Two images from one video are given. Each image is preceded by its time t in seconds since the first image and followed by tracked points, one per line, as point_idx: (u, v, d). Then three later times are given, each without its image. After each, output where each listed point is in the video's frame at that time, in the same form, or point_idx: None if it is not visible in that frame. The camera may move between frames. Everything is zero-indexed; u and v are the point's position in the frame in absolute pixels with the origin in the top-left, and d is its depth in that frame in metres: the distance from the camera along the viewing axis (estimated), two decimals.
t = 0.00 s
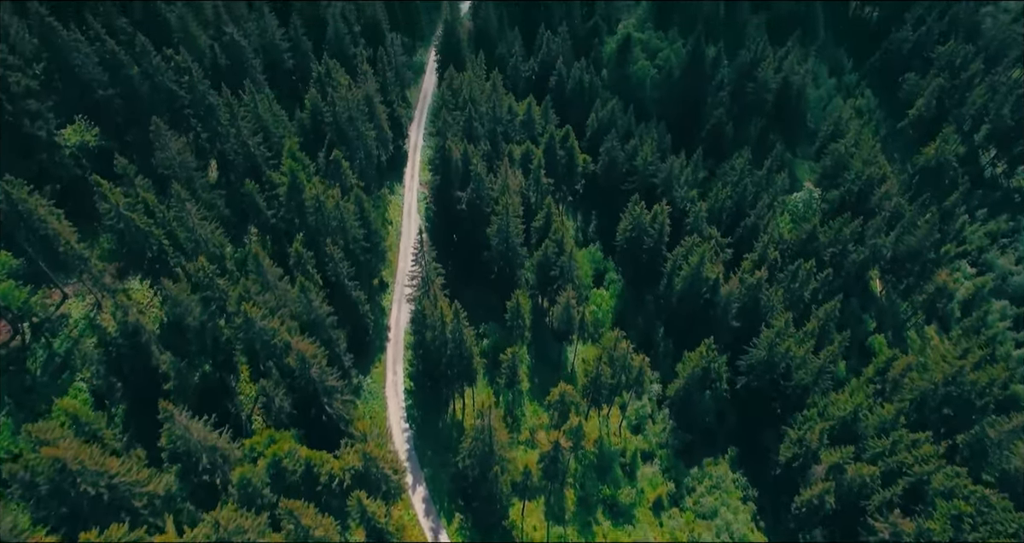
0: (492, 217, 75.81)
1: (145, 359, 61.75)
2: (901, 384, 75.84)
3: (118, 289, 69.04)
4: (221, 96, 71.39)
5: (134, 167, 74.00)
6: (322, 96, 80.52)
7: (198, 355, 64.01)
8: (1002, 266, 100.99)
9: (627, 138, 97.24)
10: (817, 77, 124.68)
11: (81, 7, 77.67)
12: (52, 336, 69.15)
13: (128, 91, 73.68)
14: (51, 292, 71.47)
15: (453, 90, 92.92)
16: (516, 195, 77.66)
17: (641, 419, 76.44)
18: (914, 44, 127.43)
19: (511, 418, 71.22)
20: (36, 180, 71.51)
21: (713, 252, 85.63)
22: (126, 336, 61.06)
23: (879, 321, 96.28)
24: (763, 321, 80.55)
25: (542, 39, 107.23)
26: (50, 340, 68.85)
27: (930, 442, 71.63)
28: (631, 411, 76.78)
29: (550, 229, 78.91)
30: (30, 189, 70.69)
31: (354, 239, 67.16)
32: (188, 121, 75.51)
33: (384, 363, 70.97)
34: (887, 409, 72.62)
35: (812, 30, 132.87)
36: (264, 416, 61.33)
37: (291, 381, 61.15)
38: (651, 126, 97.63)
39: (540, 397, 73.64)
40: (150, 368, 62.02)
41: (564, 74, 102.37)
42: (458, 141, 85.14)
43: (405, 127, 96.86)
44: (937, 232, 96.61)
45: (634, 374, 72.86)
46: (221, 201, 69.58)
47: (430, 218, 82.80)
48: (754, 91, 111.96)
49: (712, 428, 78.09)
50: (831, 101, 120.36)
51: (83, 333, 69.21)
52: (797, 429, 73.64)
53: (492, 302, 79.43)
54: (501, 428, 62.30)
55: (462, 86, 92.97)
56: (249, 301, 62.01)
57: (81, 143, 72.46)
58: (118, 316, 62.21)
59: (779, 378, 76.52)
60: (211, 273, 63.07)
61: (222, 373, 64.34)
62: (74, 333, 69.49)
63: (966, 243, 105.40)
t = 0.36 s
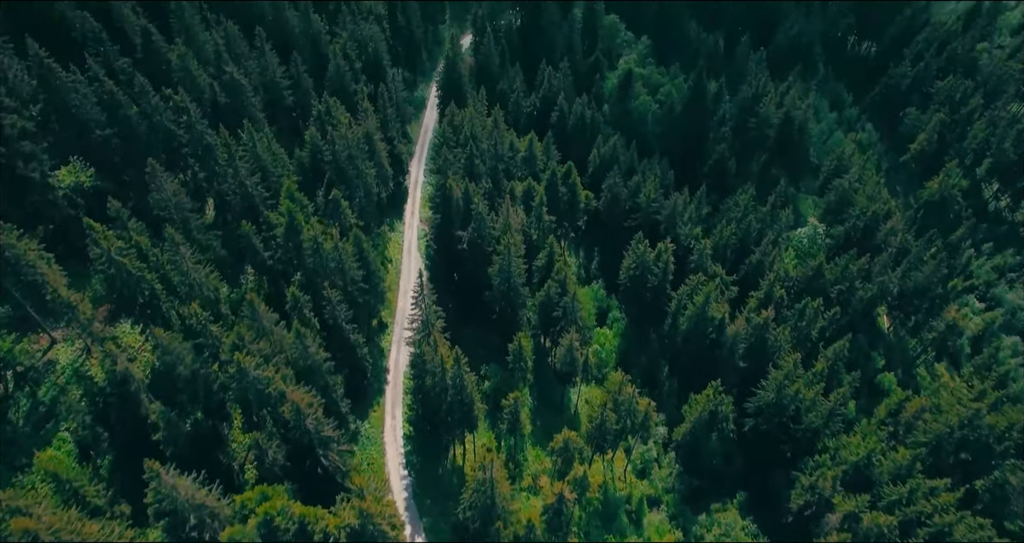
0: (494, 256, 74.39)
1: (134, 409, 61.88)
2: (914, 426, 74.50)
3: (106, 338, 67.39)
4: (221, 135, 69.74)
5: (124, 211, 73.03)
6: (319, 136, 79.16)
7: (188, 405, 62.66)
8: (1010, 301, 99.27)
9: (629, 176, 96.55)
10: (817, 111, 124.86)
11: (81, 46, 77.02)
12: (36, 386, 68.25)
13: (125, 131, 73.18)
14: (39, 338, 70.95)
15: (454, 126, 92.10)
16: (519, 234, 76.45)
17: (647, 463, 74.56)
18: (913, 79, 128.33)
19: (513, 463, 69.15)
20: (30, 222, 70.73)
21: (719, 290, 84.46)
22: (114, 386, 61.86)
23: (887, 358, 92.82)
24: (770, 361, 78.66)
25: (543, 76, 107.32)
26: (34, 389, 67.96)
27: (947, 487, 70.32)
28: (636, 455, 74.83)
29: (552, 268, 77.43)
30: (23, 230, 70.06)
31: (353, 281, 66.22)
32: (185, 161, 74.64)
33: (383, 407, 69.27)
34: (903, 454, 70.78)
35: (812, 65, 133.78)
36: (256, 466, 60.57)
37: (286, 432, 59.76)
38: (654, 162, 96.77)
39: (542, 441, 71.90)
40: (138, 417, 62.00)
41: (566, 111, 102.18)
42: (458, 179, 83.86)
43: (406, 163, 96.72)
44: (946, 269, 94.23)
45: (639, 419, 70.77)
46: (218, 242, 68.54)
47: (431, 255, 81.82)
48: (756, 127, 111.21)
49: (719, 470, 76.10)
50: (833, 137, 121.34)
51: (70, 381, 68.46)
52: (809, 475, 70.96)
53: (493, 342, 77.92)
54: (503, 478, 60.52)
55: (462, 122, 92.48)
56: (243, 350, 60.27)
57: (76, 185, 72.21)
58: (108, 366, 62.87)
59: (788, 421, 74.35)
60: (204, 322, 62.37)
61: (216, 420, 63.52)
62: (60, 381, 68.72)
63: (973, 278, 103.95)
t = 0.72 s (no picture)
0: (495, 296, 73.42)
1: (121, 459, 59.79)
2: (931, 469, 72.46)
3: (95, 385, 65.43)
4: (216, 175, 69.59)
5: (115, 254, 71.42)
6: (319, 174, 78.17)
7: (178, 455, 60.88)
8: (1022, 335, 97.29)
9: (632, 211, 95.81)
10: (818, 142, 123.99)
11: (78, 85, 76.43)
12: (17, 435, 67.48)
13: (121, 170, 71.94)
14: (23, 385, 70.22)
15: (455, 162, 91.47)
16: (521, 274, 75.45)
17: (654, 509, 72.35)
18: (914, 113, 128.56)
19: (514, 510, 66.81)
20: (21, 262, 70.21)
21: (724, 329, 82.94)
22: (100, 437, 59.58)
23: (898, 396, 90.32)
24: (780, 403, 76.36)
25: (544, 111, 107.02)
26: (15, 440, 67.19)
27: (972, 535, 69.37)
28: (642, 501, 72.71)
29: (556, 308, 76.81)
30: (12, 272, 69.51)
31: (351, 323, 64.87)
32: (180, 200, 73.75)
33: (381, 451, 67.21)
34: (922, 501, 69.39)
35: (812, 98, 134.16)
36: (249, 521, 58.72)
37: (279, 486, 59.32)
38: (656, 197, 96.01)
39: (544, 486, 69.47)
40: (126, 468, 59.92)
41: (567, 146, 101.65)
42: (460, 217, 83.05)
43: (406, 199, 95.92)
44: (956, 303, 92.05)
45: (646, 464, 68.30)
46: (214, 283, 67.46)
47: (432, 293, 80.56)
48: (759, 162, 111.99)
49: (728, 516, 72.89)
50: (834, 171, 120.83)
51: (53, 430, 67.62)
52: (823, 524, 69.97)
53: (495, 383, 76.20)
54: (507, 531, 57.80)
55: (463, 159, 91.73)
56: (235, 402, 58.61)
57: (69, 226, 70.89)
58: (93, 416, 60.66)
59: (800, 464, 72.53)
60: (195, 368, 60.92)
61: (206, 473, 61.69)
62: (44, 429, 67.90)
63: (983, 311, 102.14)
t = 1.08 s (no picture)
0: (496, 338, 72.26)
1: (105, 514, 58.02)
2: (950, 518, 69.90)
3: (78, 436, 64.22)
4: (211, 215, 68.18)
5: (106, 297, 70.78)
6: (319, 212, 77.46)
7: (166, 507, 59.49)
8: None
9: (636, 247, 94.89)
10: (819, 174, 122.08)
11: (75, 123, 75.78)
12: None
13: (115, 209, 71.38)
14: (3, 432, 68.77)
15: (455, 198, 90.60)
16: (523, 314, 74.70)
17: None
18: (917, 144, 126.91)
19: None
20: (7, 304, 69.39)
21: (732, 369, 81.28)
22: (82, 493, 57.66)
23: (910, 435, 87.14)
24: (789, 446, 74.79)
25: (546, 145, 106.18)
26: None
27: None
28: None
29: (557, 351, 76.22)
30: None
31: (348, 367, 63.47)
32: (175, 237, 73.11)
33: (379, 497, 64.87)
34: None
35: (814, 131, 132.42)
36: None
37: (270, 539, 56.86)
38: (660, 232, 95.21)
39: (547, 534, 67.10)
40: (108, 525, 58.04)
41: (569, 181, 100.68)
42: (461, 255, 81.69)
43: (407, 235, 95.13)
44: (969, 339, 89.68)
45: (653, 513, 66.01)
46: (207, 324, 66.22)
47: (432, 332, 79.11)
48: (762, 196, 109.51)
49: None
50: (838, 204, 119.91)
51: (29, 484, 65.14)
52: None
53: (496, 424, 74.09)
54: None
55: (463, 195, 90.69)
56: (224, 454, 56.33)
57: (59, 266, 70.10)
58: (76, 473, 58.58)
59: (812, 512, 70.68)
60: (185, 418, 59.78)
61: (191, 525, 60.27)
62: (22, 481, 65.52)
63: (994, 346, 99.90)
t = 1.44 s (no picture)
0: (497, 378, 70.47)
1: None
2: None
3: (56, 491, 63.18)
4: (205, 253, 66.96)
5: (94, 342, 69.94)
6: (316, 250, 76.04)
7: None
8: None
9: (640, 282, 93.34)
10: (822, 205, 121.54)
11: (71, 159, 74.83)
12: None
13: (106, 247, 70.22)
14: None
15: (455, 232, 88.98)
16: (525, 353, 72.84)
17: None
18: (920, 176, 126.13)
19: None
20: None
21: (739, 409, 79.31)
22: None
23: (925, 475, 84.34)
24: (801, 490, 73.11)
25: (547, 178, 105.17)
26: None
27: None
28: None
29: (559, 391, 74.38)
30: None
31: (344, 412, 61.95)
32: (168, 275, 72.05)
33: None
34: None
35: (816, 163, 131.43)
36: None
37: None
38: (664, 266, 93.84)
39: None
40: None
41: (571, 215, 99.58)
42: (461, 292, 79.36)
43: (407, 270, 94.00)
44: (983, 376, 87.08)
45: None
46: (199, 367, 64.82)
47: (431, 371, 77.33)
48: (766, 230, 109.38)
49: None
50: (840, 236, 120.21)
51: None
52: None
53: (498, 467, 72.20)
54: None
55: (464, 230, 89.33)
56: (211, 510, 54.82)
57: (45, 308, 68.31)
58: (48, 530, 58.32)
59: None
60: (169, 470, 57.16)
61: None
62: None
63: (1007, 382, 97.33)
